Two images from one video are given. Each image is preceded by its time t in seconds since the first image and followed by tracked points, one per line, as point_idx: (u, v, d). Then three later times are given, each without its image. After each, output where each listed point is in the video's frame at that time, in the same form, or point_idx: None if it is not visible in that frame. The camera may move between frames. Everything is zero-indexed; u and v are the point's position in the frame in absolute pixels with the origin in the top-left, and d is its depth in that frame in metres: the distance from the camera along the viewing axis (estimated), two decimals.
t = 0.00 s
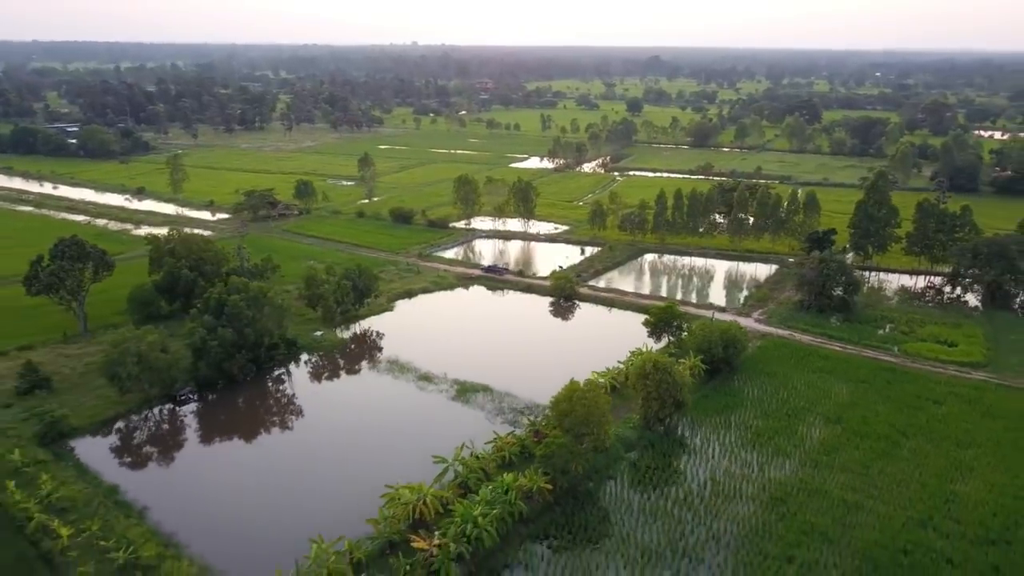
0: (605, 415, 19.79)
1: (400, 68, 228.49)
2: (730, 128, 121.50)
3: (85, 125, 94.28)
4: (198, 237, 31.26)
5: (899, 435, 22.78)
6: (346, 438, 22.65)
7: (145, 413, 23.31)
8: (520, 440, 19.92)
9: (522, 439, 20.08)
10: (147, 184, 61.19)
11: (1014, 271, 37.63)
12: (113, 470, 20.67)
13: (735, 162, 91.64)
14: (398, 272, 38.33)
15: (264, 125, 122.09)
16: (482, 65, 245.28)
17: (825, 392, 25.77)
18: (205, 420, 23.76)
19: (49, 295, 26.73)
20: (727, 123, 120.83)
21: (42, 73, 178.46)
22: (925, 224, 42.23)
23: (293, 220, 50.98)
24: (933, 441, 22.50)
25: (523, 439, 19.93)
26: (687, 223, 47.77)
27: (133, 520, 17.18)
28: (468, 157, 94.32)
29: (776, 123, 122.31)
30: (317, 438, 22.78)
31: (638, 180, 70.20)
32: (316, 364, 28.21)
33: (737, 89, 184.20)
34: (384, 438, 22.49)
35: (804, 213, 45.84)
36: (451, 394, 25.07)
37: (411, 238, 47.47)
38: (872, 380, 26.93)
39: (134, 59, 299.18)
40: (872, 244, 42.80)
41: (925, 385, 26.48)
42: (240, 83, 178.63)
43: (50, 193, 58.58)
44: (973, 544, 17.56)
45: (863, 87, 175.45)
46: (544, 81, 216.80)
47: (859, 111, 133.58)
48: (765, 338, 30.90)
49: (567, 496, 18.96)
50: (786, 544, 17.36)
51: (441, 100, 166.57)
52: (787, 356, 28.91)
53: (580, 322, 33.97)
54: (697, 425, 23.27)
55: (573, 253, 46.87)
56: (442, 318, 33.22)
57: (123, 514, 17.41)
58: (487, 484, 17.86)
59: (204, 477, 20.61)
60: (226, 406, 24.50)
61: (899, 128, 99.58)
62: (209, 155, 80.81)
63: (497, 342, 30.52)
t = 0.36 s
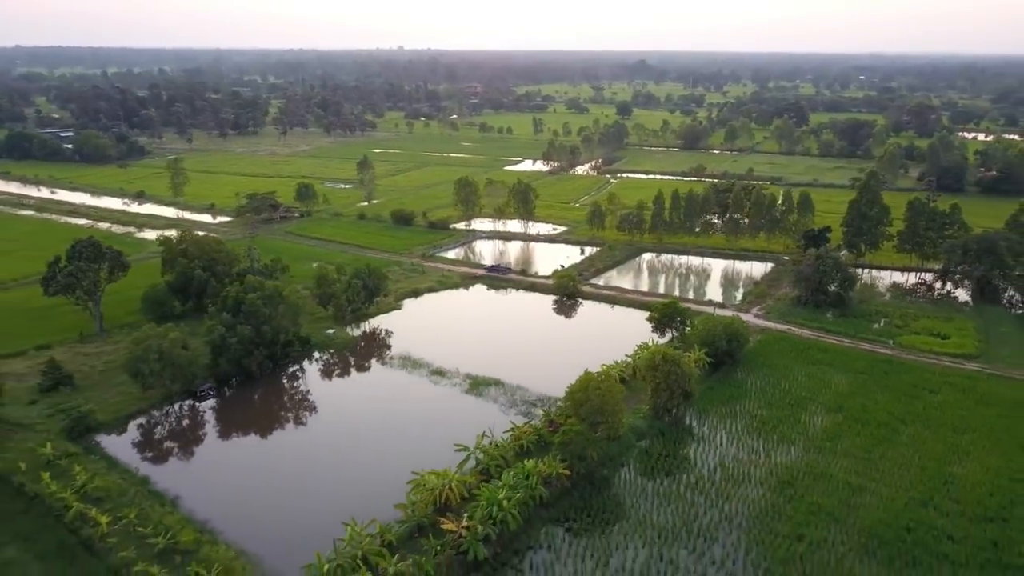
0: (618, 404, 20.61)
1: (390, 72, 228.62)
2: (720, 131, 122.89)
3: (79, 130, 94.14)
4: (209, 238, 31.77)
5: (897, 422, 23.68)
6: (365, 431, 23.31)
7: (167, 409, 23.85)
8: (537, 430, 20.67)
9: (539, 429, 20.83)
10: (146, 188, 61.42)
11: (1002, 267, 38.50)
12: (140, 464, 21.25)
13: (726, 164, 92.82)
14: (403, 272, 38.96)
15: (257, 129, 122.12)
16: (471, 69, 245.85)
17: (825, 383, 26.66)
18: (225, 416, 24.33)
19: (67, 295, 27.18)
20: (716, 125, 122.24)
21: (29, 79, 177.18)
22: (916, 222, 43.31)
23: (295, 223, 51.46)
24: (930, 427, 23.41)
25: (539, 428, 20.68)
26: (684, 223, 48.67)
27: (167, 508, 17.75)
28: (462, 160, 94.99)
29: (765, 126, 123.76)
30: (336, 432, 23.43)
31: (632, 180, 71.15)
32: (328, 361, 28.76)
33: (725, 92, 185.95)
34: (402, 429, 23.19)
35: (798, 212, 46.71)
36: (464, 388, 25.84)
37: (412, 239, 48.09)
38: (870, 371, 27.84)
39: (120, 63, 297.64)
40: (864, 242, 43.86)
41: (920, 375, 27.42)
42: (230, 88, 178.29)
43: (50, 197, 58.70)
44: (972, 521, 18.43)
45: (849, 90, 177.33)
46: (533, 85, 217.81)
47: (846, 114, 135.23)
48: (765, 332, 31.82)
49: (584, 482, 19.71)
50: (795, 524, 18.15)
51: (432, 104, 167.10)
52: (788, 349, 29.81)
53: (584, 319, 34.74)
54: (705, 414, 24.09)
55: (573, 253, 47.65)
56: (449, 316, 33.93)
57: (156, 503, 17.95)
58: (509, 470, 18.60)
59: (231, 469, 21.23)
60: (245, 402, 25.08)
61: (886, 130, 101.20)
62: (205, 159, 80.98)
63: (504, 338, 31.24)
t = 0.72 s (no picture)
0: (624, 396, 21.28)
1: (378, 76, 228.56)
2: (709, 133, 124.04)
3: (71, 135, 93.85)
4: (215, 239, 32.16)
5: (893, 412, 24.46)
6: (376, 425, 23.89)
7: (181, 406, 24.27)
8: (547, 423, 21.30)
9: (548, 422, 21.46)
10: (143, 192, 61.53)
11: (990, 263, 39.41)
12: (157, 459, 21.67)
13: (716, 166, 93.83)
14: (405, 272, 39.47)
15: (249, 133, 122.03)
16: (458, 74, 246.20)
17: (822, 376, 27.42)
18: (238, 413, 24.79)
19: (77, 297, 27.50)
20: (705, 128, 123.44)
21: (16, 83, 175.88)
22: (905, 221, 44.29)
23: (294, 225, 51.83)
24: (925, 417, 24.19)
25: (549, 421, 21.32)
26: (678, 223, 49.44)
27: (191, 500, 18.23)
28: (455, 163, 95.50)
29: (754, 128, 125.10)
30: (348, 427, 23.98)
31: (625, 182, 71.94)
32: (334, 360, 29.23)
33: (712, 95, 187.43)
34: (413, 424, 23.76)
35: (790, 211, 47.59)
36: (472, 384, 26.47)
37: (411, 240, 48.58)
38: (865, 364, 28.61)
39: (106, 68, 295.79)
40: (855, 241, 44.79)
41: (914, 368, 28.24)
42: (220, 92, 177.73)
43: (47, 201, 58.70)
44: (967, 504, 19.18)
45: (834, 93, 179.37)
46: (522, 88, 218.64)
47: (832, 116, 136.85)
48: (763, 328, 32.61)
49: (593, 471, 20.33)
50: (799, 509, 18.83)
51: (422, 107, 167.45)
52: (785, 344, 30.59)
53: (584, 317, 35.40)
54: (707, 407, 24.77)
55: (570, 254, 48.30)
56: (451, 316, 34.51)
57: (178, 495, 18.38)
58: (523, 460, 19.24)
59: (247, 464, 21.73)
60: (257, 399, 25.54)
61: (873, 131, 102.63)
62: (199, 163, 81.04)
63: (507, 337, 31.86)
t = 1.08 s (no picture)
0: (626, 390, 21.98)
1: (364, 81, 228.36)
2: (696, 135, 125.24)
3: (59, 139, 93.48)
4: (217, 241, 32.48)
5: (884, 403, 25.28)
6: (385, 420, 24.43)
7: (190, 404, 24.66)
8: (551, 416, 21.92)
9: (552, 416, 22.08)
10: (136, 196, 61.52)
11: (974, 259, 40.38)
12: (169, 456, 22.05)
13: (704, 167, 94.87)
14: (403, 273, 39.97)
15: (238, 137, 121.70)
16: (445, 77, 246.49)
17: (815, 369, 28.19)
18: (247, 410, 25.20)
19: (83, 298, 27.90)
20: (692, 130, 124.59)
21: None
22: (891, 220, 45.30)
23: (289, 227, 52.13)
24: (915, 407, 24.98)
25: (553, 414, 21.95)
26: (670, 224, 50.25)
27: (208, 493, 18.65)
28: (445, 166, 95.99)
29: (739, 130, 126.47)
30: (357, 422, 24.49)
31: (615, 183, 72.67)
32: (336, 359, 29.53)
33: (697, 98, 188.99)
34: (420, 418, 24.35)
35: (780, 211, 48.46)
36: (476, 379, 27.09)
37: (407, 242, 49.03)
38: (856, 358, 29.44)
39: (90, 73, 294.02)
40: (843, 239, 45.77)
41: (902, 361, 29.12)
42: (206, 97, 176.81)
43: (39, 206, 58.58)
44: (958, 489, 19.97)
45: (817, 95, 181.48)
46: (508, 92, 219.14)
47: (816, 118, 138.51)
48: (756, 324, 33.41)
49: (598, 461, 20.93)
50: (798, 494, 19.52)
51: (410, 111, 167.61)
52: (777, 339, 31.41)
53: (581, 315, 36.04)
54: (704, 401, 25.44)
55: (564, 254, 48.95)
56: (451, 315, 35.03)
57: (195, 489, 18.81)
58: (530, 451, 19.83)
59: (259, 459, 22.19)
60: (264, 398, 25.97)
61: (857, 133, 104.18)
62: (190, 167, 80.95)
63: (506, 336, 32.44)
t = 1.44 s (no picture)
0: (623, 384, 22.53)
1: (349, 84, 227.82)
2: (680, 137, 126.39)
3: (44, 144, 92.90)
4: (215, 242, 32.71)
5: (872, 395, 26.03)
6: (387, 417, 24.86)
7: (194, 403, 24.93)
8: (551, 410, 22.42)
9: (552, 410, 22.57)
10: (126, 200, 61.34)
11: (956, 257, 41.39)
12: (175, 454, 22.32)
13: (689, 169, 95.85)
14: (397, 274, 40.33)
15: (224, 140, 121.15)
16: (429, 80, 246.48)
17: (805, 364, 28.90)
18: (250, 409, 25.51)
19: (82, 300, 28.15)
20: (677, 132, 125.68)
21: None
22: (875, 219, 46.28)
23: (282, 230, 52.29)
24: (903, 399, 25.73)
25: (553, 409, 22.46)
26: (659, 224, 50.96)
27: (217, 489, 18.97)
28: (433, 169, 96.28)
29: (723, 132, 127.76)
30: (359, 420, 24.91)
31: (603, 184, 73.33)
32: (334, 359, 29.85)
33: (681, 100, 190.42)
34: (421, 416, 24.80)
35: (766, 210, 49.35)
36: (475, 377, 27.60)
37: (399, 243, 49.37)
38: (845, 353, 30.19)
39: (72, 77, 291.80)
40: (828, 238, 46.69)
41: (889, 355, 29.91)
42: (190, 101, 175.69)
43: (28, 210, 58.27)
44: (946, 476, 20.71)
45: (798, 98, 183.56)
46: (493, 95, 219.63)
47: (798, 120, 140.24)
48: (747, 321, 34.13)
49: (598, 454, 21.45)
50: (792, 483, 20.15)
51: (395, 114, 167.51)
52: (768, 335, 32.13)
53: (574, 314, 36.59)
54: (698, 395, 26.03)
55: (555, 254, 49.51)
56: (446, 315, 35.47)
57: (204, 485, 19.15)
58: (533, 445, 20.34)
59: (266, 457, 22.58)
60: (266, 396, 26.27)
61: (838, 134, 105.71)
62: (177, 170, 80.68)
63: (502, 334, 32.92)
